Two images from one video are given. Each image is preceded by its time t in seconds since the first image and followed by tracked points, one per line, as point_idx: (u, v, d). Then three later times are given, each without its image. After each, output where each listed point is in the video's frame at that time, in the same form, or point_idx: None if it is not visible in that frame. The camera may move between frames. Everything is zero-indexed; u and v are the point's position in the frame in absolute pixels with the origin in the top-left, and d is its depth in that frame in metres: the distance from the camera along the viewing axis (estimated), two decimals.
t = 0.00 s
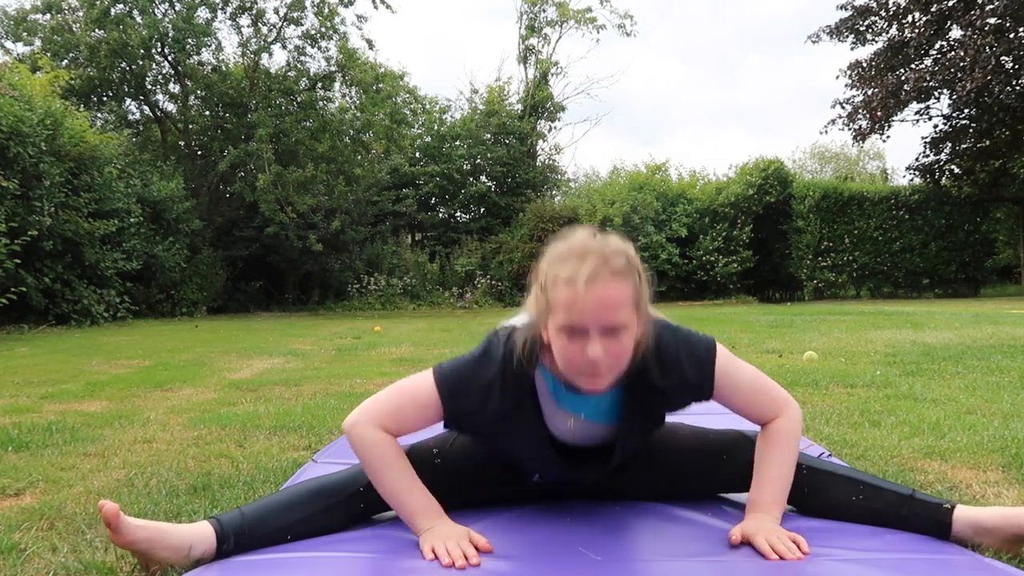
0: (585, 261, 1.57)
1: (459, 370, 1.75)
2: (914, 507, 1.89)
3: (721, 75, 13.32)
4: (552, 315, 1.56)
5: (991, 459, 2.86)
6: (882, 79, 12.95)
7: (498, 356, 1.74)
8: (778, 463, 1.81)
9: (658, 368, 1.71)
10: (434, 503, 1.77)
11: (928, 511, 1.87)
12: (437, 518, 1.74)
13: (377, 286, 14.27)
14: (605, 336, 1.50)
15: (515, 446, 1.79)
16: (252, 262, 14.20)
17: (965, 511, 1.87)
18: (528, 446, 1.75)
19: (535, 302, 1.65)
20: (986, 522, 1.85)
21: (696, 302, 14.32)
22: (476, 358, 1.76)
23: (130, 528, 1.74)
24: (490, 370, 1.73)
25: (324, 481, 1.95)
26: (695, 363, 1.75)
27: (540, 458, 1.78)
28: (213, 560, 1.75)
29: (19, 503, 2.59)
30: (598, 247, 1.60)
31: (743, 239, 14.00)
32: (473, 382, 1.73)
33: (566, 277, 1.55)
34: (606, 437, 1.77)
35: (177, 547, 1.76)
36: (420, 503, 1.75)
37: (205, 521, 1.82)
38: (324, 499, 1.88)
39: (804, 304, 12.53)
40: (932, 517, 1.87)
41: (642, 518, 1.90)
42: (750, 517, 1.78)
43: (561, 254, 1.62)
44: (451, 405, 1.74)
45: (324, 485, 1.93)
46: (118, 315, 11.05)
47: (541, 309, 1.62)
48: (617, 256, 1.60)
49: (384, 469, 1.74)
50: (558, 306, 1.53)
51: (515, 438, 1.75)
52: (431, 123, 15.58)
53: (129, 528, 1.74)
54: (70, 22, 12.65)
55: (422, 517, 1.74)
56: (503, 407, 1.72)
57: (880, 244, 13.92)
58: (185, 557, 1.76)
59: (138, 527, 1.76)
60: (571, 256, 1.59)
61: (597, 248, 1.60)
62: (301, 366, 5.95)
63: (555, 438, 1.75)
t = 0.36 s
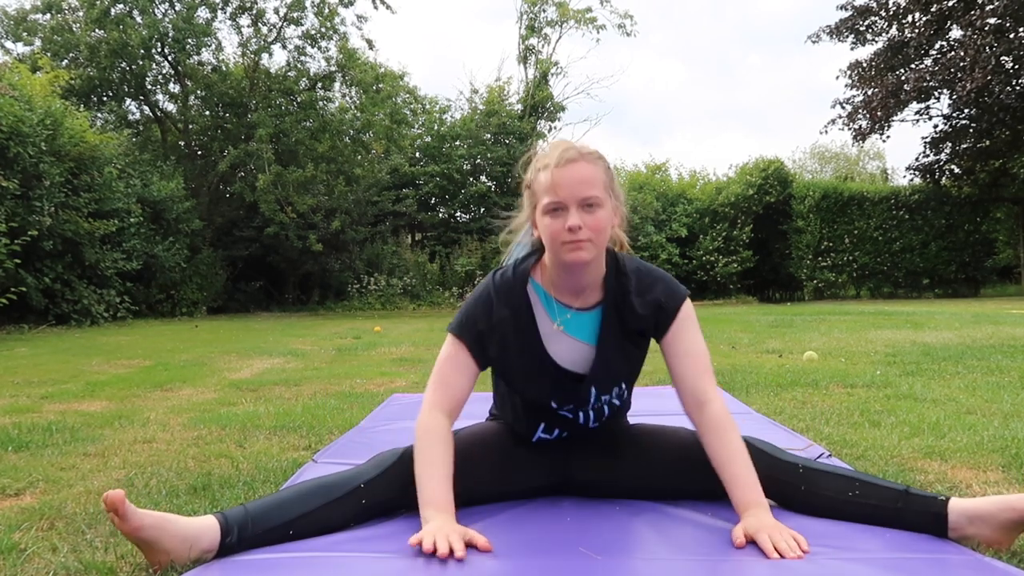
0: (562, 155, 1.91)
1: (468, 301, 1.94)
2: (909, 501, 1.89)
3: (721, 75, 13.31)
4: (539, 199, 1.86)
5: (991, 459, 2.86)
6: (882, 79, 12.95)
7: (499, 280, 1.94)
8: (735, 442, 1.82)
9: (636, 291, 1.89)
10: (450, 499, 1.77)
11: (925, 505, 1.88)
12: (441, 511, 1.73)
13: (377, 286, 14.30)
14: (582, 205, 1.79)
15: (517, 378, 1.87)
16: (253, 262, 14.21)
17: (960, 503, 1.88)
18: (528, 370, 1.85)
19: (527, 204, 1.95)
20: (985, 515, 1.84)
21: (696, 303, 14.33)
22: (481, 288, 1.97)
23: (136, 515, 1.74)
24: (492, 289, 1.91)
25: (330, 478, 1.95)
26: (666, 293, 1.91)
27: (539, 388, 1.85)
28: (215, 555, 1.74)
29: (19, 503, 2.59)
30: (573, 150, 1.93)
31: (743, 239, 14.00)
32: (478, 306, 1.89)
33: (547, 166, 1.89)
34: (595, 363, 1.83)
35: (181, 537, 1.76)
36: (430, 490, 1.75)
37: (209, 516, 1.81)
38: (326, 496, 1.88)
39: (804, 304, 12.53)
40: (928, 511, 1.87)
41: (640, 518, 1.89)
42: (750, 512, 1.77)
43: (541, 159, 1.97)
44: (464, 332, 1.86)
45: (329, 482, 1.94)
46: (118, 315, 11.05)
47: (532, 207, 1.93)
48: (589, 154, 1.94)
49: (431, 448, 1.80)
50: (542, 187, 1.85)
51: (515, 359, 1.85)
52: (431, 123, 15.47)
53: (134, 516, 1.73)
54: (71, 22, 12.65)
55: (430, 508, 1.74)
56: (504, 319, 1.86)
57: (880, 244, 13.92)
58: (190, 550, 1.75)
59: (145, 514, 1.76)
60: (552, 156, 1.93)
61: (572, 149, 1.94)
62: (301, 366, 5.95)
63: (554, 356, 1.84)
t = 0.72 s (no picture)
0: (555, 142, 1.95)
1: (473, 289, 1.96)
2: (907, 499, 1.89)
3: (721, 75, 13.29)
4: (536, 187, 1.90)
5: (991, 458, 2.86)
6: (882, 79, 12.96)
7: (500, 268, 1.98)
8: (723, 437, 1.81)
9: (625, 284, 1.93)
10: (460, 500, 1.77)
11: (922, 503, 1.88)
12: (447, 508, 1.72)
13: (377, 286, 14.32)
14: (577, 192, 1.84)
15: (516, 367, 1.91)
16: (253, 262, 14.21)
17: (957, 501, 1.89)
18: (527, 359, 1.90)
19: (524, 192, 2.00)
20: (984, 511, 1.84)
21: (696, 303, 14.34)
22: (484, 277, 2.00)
23: (143, 509, 1.73)
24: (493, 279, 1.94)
25: (333, 476, 1.95)
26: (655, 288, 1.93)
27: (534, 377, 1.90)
28: (217, 552, 1.74)
29: (19, 503, 2.59)
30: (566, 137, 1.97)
31: (743, 239, 14.00)
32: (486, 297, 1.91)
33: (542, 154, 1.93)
34: (583, 352, 1.87)
35: (185, 532, 1.76)
36: (444, 487, 1.73)
37: (213, 512, 1.81)
38: (329, 494, 1.88)
39: (804, 304, 12.52)
40: (925, 508, 1.88)
41: (639, 518, 1.89)
42: (746, 510, 1.77)
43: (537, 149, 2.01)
44: (477, 321, 1.87)
45: (332, 480, 1.93)
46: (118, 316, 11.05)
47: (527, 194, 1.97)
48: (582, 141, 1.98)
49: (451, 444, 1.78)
50: (538, 175, 1.89)
51: (515, 350, 1.89)
52: (431, 123, 15.51)
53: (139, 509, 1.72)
54: (71, 23, 12.65)
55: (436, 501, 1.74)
56: (509, 309, 1.89)
57: (880, 243, 13.92)
58: (191, 544, 1.76)
59: (150, 508, 1.74)
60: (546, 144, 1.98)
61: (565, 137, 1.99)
62: (301, 366, 5.95)
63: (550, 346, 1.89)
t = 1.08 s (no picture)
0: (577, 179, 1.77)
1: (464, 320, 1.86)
2: (911, 502, 1.89)
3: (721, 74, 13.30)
4: (553, 226, 1.71)
5: (991, 458, 2.86)
6: (882, 79, 12.94)
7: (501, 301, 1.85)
8: (773, 447, 1.80)
9: (653, 326, 1.79)
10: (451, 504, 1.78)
11: (925, 506, 1.88)
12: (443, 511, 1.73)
13: (377, 285, 14.32)
14: (603, 236, 1.66)
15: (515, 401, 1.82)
16: (253, 262, 14.21)
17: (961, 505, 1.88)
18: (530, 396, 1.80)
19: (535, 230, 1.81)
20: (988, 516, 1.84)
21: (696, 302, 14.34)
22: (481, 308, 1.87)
23: (137, 526, 1.76)
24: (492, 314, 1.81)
25: (331, 479, 1.95)
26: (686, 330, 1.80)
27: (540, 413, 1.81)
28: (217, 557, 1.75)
29: (19, 503, 2.59)
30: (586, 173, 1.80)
31: (743, 239, 14.00)
32: (477, 334, 1.80)
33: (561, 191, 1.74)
34: (600, 393, 1.78)
35: (183, 542, 1.77)
36: (431, 493, 1.76)
37: (211, 518, 1.81)
38: (329, 497, 1.88)
39: (805, 304, 12.51)
40: (929, 511, 1.87)
41: (640, 518, 1.89)
42: (750, 509, 1.78)
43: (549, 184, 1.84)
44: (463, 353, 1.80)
45: (331, 483, 1.94)
46: (118, 316, 11.05)
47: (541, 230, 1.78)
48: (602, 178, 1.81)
49: (414, 455, 1.80)
50: (557, 214, 1.70)
51: (517, 386, 1.79)
52: (431, 123, 15.49)
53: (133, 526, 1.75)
54: (71, 23, 12.66)
55: (429, 507, 1.75)
56: (502, 347, 1.78)
57: (880, 243, 13.93)
58: (190, 553, 1.77)
59: (147, 525, 1.77)
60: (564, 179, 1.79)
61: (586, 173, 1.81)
62: (301, 366, 5.95)
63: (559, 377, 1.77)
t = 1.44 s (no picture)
0: (609, 365, 1.42)
1: (461, 426, 1.68)
2: (915, 511, 1.88)
3: (722, 75, 13.30)
4: (573, 423, 1.41)
5: (991, 460, 2.86)
6: (882, 80, 12.91)
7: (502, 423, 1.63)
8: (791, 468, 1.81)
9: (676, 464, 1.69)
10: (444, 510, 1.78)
11: (930, 515, 1.87)
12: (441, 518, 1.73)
13: (377, 287, 14.33)
14: (635, 449, 1.40)
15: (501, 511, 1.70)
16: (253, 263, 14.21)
17: (965, 516, 1.88)
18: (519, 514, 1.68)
19: (544, 396, 1.49)
20: (986, 523, 1.87)
21: (696, 304, 14.34)
22: (479, 422, 1.68)
23: (126, 546, 1.80)
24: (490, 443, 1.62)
25: (327, 483, 1.95)
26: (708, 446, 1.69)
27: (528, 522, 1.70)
28: (214, 564, 1.76)
29: (19, 505, 2.58)
30: (623, 352, 1.44)
31: (743, 240, 14.00)
32: (472, 453, 1.63)
33: (589, 384, 1.40)
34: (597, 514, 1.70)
35: (176, 554, 1.78)
36: (418, 504, 1.75)
37: (204, 527, 1.83)
38: (324, 504, 1.88)
39: (806, 305, 12.48)
40: (934, 522, 1.87)
41: (641, 518, 1.90)
42: (753, 513, 1.81)
43: (577, 349, 1.47)
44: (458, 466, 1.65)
45: (328, 487, 1.93)
46: (118, 317, 11.05)
47: (553, 406, 1.46)
48: (640, 353, 1.46)
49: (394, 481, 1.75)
50: (581, 416, 1.39)
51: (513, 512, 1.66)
52: (431, 125, 15.68)
53: (121, 545, 1.79)
54: (72, 25, 12.68)
55: (425, 518, 1.75)
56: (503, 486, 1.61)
57: (880, 245, 13.94)
58: (186, 562, 1.78)
59: (134, 544, 1.81)
60: (593, 358, 1.43)
61: (619, 347, 1.45)
62: (302, 368, 5.95)
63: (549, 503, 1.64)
